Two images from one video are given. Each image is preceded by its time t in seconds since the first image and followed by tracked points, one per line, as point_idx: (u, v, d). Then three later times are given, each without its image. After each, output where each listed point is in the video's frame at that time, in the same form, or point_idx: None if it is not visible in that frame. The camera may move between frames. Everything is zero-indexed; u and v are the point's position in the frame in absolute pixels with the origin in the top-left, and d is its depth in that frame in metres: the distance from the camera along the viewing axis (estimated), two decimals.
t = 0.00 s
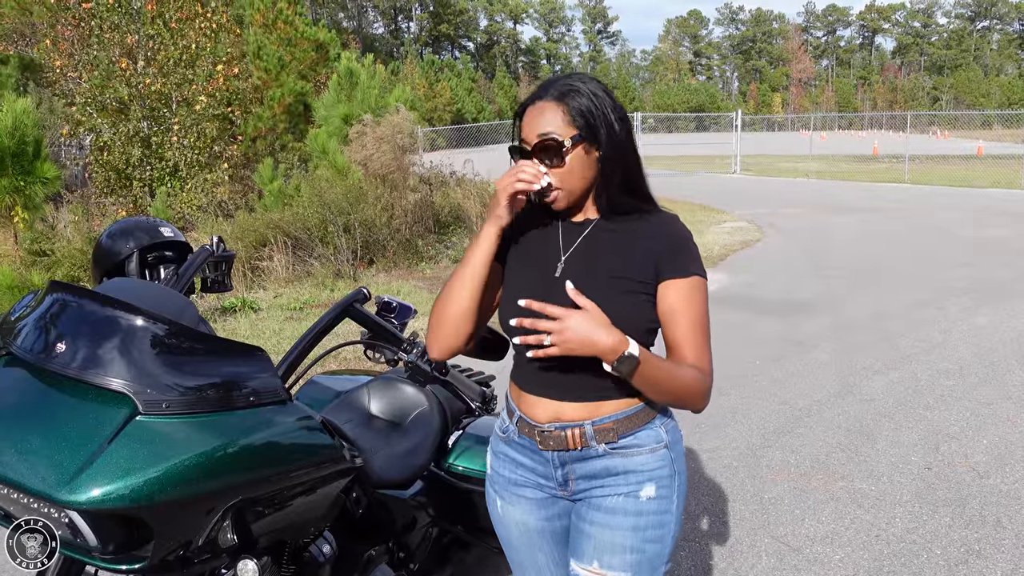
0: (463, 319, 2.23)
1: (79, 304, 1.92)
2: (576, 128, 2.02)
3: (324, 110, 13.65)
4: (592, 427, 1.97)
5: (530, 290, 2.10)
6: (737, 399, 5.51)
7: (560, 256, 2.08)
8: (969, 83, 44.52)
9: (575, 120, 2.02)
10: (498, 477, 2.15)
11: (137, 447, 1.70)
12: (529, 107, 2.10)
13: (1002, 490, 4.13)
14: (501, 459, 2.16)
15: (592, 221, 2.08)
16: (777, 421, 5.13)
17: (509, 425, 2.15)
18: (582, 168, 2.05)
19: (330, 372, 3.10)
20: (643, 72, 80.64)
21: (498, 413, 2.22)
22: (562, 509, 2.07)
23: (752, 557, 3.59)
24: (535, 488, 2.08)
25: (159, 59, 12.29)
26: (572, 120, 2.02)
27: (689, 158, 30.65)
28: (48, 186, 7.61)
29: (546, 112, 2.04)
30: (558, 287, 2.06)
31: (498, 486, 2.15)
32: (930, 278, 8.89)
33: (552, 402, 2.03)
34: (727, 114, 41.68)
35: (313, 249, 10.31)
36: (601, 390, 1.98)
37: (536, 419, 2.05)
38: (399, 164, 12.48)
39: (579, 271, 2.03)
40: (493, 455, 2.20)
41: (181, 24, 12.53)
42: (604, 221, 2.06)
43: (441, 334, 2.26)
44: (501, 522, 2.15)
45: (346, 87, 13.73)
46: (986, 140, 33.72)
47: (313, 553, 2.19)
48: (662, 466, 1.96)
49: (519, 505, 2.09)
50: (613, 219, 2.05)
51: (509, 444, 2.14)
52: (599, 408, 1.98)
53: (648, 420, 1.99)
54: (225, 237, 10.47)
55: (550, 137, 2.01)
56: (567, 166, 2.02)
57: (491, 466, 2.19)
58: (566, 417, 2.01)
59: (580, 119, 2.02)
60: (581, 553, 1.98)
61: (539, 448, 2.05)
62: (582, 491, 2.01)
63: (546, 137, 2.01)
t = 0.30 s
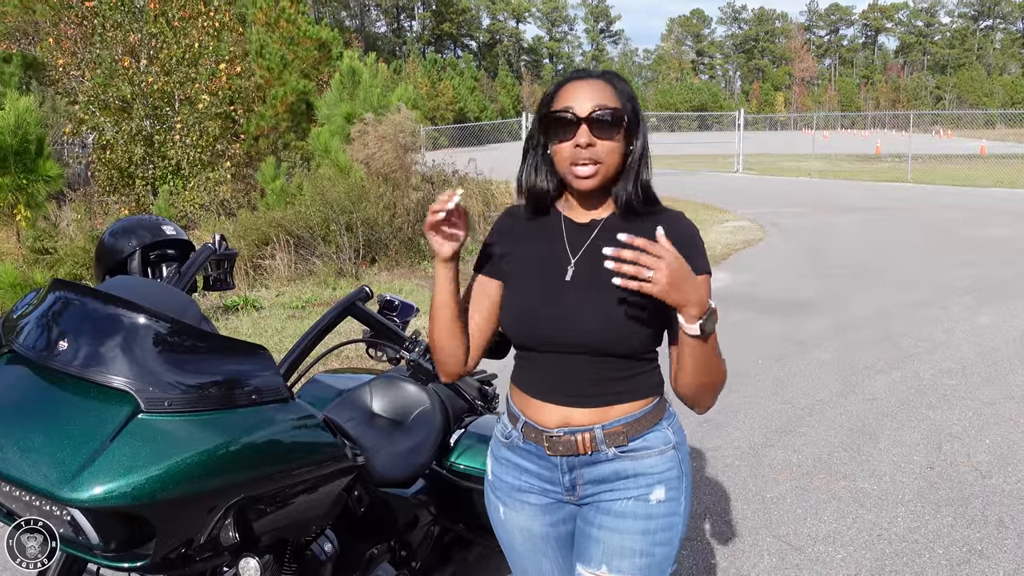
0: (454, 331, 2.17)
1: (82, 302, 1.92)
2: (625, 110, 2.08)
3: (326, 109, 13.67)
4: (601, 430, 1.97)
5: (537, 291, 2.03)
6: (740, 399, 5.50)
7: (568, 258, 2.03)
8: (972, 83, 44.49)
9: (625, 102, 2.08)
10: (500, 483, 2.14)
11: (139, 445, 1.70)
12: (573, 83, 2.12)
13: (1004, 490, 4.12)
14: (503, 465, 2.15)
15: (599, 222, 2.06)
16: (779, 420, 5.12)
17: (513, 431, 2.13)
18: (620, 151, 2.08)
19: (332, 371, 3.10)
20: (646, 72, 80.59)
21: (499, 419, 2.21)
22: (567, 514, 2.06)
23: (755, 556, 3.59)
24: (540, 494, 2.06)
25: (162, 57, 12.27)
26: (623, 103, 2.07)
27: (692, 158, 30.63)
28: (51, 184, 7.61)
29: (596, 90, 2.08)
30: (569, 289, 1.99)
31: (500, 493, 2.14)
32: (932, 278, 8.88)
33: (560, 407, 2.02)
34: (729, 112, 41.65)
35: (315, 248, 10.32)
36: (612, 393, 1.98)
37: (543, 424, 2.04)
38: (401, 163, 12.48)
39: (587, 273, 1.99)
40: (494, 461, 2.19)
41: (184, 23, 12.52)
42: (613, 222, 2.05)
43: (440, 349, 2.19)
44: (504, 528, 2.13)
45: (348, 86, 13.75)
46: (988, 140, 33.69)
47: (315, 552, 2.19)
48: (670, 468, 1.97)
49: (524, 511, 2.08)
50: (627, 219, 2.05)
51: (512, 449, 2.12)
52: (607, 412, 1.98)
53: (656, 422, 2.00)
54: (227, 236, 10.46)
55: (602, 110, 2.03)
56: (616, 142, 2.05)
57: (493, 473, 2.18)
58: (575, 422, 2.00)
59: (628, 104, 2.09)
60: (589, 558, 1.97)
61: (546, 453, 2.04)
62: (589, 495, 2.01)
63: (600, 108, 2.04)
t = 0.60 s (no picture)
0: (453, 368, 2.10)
1: (85, 300, 1.92)
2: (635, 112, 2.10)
3: (329, 108, 13.66)
4: (608, 432, 1.97)
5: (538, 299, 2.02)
6: (742, 398, 5.50)
7: (568, 263, 2.02)
8: (974, 82, 44.42)
9: (634, 105, 2.10)
10: (503, 487, 2.12)
11: (143, 444, 1.70)
12: (585, 79, 2.12)
13: (1006, 490, 4.12)
14: (506, 469, 2.13)
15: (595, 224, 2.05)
16: (782, 419, 5.12)
17: (516, 434, 2.11)
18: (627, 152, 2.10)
19: (334, 370, 3.10)
20: (648, 70, 80.49)
21: (500, 422, 2.19)
22: (572, 517, 2.05)
23: (757, 556, 3.59)
24: (545, 498, 2.05)
25: (164, 56, 12.28)
26: (632, 106, 2.08)
27: (694, 156, 30.59)
28: (53, 183, 7.61)
29: (609, 90, 2.08)
30: (571, 295, 1.99)
31: (504, 497, 2.12)
32: (935, 277, 8.87)
33: (565, 410, 2.01)
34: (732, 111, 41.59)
35: (317, 247, 10.33)
36: (615, 396, 1.98)
37: (547, 427, 2.03)
38: (405, 162, 12.40)
39: (587, 276, 1.98)
40: (496, 464, 2.16)
41: (186, 21, 12.51)
42: (610, 224, 2.04)
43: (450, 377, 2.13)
44: (508, 532, 2.12)
45: (350, 84, 13.76)
46: (991, 138, 33.64)
47: (317, 551, 2.19)
48: (677, 470, 1.97)
49: (529, 515, 2.07)
50: (624, 220, 2.03)
51: (515, 453, 2.10)
52: (612, 414, 1.98)
53: (661, 423, 2.00)
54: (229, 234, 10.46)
55: (612, 114, 2.04)
56: (626, 144, 2.07)
57: (494, 476, 2.16)
58: (581, 425, 1.99)
59: (637, 106, 2.11)
60: (595, 562, 1.97)
61: (552, 457, 2.02)
62: (594, 499, 2.00)
63: (613, 109, 2.05)
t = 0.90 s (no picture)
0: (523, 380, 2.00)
1: (87, 299, 1.92)
2: (623, 113, 2.09)
3: (331, 106, 13.65)
4: (609, 431, 1.96)
5: (538, 302, 2.02)
6: (744, 397, 5.50)
7: (565, 264, 2.02)
8: (977, 82, 44.33)
9: (622, 105, 2.09)
10: (503, 486, 2.12)
11: (144, 443, 1.71)
12: (570, 82, 2.10)
13: (1008, 490, 4.11)
14: (506, 468, 2.12)
15: (591, 226, 2.06)
16: (783, 419, 5.12)
17: (516, 434, 2.10)
18: (618, 154, 2.09)
19: (336, 368, 3.10)
20: (650, 69, 80.43)
21: (499, 422, 2.18)
22: (572, 516, 2.05)
23: (758, 555, 3.59)
24: (545, 497, 2.05)
25: (167, 55, 12.29)
26: (620, 107, 2.07)
27: (696, 155, 30.56)
28: (56, 181, 7.62)
29: (595, 92, 2.07)
30: (571, 297, 1.99)
31: (503, 496, 2.12)
32: (937, 277, 8.85)
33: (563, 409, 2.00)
34: (734, 110, 41.57)
35: (319, 245, 10.33)
36: (614, 396, 1.97)
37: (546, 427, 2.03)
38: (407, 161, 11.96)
39: (585, 277, 1.99)
40: (495, 463, 2.16)
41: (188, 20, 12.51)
42: (606, 224, 2.05)
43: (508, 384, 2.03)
44: (507, 531, 2.11)
45: (352, 83, 13.76)
46: (994, 138, 33.57)
47: (319, 550, 2.19)
48: (676, 468, 1.97)
49: (529, 514, 2.06)
50: (620, 221, 2.04)
51: (515, 453, 2.10)
52: (612, 413, 1.97)
53: (663, 421, 2.00)
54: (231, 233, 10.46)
55: (601, 116, 2.04)
56: (615, 147, 2.06)
57: (494, 475, 2.15)
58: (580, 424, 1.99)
59: (625, 106, 2.10)
60: (595, 560, 1.97)
61: (552, 457, 2.02)
62: (595, 497, 2.00)
63: (600, 113, 2.05)
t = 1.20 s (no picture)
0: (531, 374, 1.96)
1: (91, 299, 1.93)
2: (624, 112, 2.09)
3: (334, 106, 13.67)
4: (609, 430, 1.97)
5: (539, 299, 2.02)
6: (747, 397, 5.50)
7: (566, 263, 2.03)
8: (980, 82, 44.23)
9: (622, 104, 2.09)
10: (504, 486, 2.11)
11: (148, 441, 1.71)
12: (569, 82, 2.11)
13: (1010, 490, 4.11)
14: (507, 467, 2.12)
15: (593, 225, 2.06)
16: (786, 418, 5.12)
17: (516, 433, 2.10)
18: (618, 152, 2.10)
19: (339, 367, 3.11)
20: (653, 69, 80.40)
21: (499, 421, 2.18)
22: (573, 514, 2.06)
23: (760, 555, 3.60)
24: (546, 496, 2.05)
25: (171, 55, 12.32)
26: (620, 105, 2.07)
27: (699, 155, 30.53)
28: (60, 180, 7.64)
29: (595, 90, 2.08)
30: (571, 295, 2.00)
31: (504, 495, 2.11)
32: (941, 277, 8.84)
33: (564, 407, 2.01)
34: (737, 109, 41.54)
35: (322, 244, 10.34)
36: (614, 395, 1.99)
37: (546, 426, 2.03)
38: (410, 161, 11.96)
39: (585, 276, 2.00)
40: (496, 463, 2.16)
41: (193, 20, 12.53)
42: (608, 223, 2.05)
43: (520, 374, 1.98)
44: (509, 531, 2.11)
45: (356, 83, 13.79)
46: (997, 138, 33.51)
47: (322, 548, 2.21)
48: (677, 465, 1.99)
49: (530, 513, 2.06)
50: (622, 220, 2.05)
51: (515, 452, 2.10)
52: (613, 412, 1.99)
53: (662, 420, 2.02)
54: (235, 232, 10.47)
55: (601, 114, 2.04)
56: (615, 145, 2.07)
57: (495, 475, 2.15)
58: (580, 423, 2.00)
59: (625, 104, 2.10)
60: (597, 559, 1.98)
61: (554, 456, 2.02)
62: (596, 496, 2.01)
63: (600, 111, 2.05)
